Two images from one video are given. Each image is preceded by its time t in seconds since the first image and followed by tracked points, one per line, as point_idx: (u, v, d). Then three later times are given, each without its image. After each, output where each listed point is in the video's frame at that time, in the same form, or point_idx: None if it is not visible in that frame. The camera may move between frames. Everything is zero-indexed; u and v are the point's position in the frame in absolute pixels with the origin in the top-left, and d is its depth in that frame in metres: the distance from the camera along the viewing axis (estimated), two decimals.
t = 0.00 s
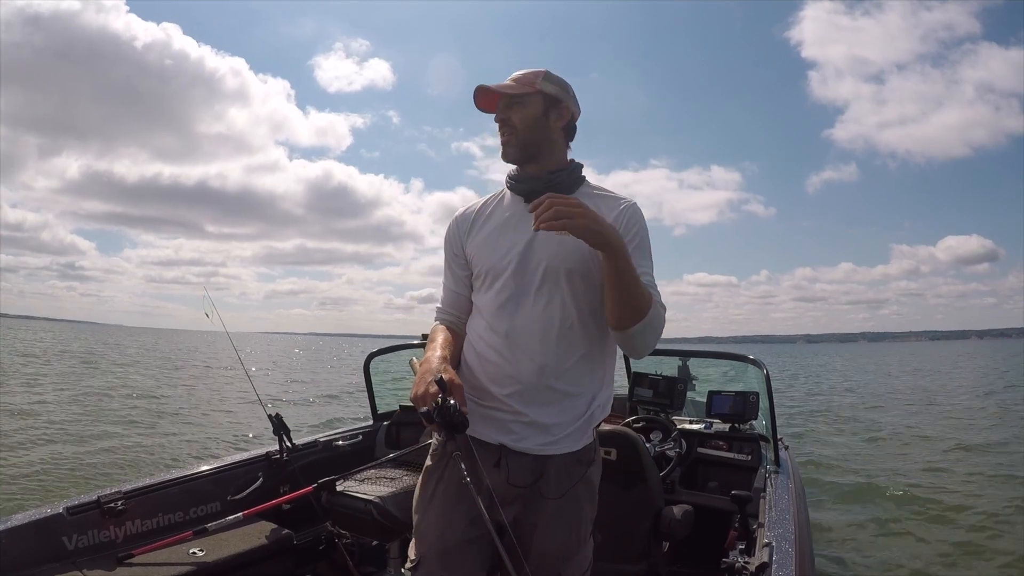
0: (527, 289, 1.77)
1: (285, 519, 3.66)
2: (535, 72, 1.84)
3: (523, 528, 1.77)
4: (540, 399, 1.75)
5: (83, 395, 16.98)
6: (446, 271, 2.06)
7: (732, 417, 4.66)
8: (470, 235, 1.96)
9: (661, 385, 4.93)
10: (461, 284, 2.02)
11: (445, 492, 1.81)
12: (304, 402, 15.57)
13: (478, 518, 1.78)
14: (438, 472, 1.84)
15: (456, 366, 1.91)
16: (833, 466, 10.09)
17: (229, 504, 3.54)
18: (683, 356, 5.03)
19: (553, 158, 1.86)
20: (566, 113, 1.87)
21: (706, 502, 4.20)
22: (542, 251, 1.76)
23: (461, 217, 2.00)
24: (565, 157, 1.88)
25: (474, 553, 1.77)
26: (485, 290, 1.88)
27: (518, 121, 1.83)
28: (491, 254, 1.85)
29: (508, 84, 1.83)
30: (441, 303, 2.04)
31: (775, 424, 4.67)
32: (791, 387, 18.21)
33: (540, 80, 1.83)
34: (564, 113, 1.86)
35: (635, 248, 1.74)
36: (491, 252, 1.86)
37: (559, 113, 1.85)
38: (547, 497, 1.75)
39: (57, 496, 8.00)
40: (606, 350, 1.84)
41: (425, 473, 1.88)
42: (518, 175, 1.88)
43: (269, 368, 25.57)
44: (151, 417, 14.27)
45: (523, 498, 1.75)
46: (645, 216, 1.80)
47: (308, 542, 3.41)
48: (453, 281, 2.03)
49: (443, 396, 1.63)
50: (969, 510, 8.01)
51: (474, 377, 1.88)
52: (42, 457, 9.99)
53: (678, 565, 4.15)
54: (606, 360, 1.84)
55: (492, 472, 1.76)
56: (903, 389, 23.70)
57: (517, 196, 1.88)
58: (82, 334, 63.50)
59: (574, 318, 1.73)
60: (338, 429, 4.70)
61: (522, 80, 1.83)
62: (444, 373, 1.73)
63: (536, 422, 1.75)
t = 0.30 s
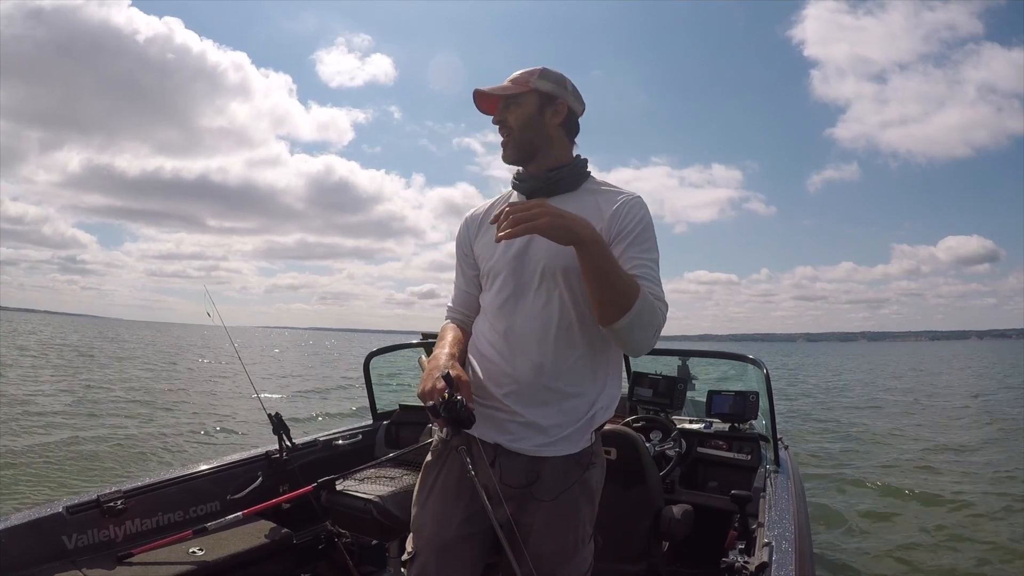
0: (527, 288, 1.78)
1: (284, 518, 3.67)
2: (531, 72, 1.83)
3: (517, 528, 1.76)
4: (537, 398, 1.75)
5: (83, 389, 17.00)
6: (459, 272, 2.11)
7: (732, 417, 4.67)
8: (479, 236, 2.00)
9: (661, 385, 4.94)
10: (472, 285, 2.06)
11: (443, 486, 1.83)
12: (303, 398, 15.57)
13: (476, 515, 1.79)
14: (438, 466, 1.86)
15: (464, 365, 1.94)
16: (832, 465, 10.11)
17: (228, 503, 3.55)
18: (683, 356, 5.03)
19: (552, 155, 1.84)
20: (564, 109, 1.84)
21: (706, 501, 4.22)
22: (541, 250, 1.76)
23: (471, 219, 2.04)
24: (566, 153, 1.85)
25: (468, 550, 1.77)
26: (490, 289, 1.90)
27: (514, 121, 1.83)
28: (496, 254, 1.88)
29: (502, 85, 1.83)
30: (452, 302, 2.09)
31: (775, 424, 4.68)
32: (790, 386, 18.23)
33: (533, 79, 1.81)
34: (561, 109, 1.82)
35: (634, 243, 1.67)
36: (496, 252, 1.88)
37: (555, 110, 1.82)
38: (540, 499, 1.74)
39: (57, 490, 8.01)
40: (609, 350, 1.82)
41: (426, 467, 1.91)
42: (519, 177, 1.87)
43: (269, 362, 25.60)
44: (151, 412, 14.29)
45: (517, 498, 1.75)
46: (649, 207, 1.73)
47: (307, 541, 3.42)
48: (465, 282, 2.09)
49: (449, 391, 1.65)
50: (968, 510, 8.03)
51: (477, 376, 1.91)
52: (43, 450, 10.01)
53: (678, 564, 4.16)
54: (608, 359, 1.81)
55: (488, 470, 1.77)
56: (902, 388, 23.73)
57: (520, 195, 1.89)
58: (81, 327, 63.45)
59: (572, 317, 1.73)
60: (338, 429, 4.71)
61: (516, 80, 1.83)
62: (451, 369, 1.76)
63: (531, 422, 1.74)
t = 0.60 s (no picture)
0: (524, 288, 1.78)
1: (285, 518, 3.68)
2: (507, 77, 1.85)
3: (511, 529, 1.75)
4: (531, 400, 1.76)
5: (84, 387, 16.99)
6: (462, 271, 2.12)
7: (732, 417, 4.67)
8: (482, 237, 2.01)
9: (661, 385, 4.95)
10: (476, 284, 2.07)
11: (440, 485, 1.83)
12: (303, 396, 15.58)
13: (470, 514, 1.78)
14: (435, 464, 1.87)
15: (466, 364, 1.94)
16: (833, 465, 10.10)
17: (228, 504, 3.56)
18: (683, 355, 5.03)
19: (535, 155, 1.83)
20: (541, 105, 1.81)
21: (706, 502, 4.22)
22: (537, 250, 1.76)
23: (475, 218, 2.05)
24: (550, 152, 1.82)
25: (462, 548, 1.77)
26: (489, 289, 1.91)
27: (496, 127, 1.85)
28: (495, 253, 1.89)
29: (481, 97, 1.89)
30: (456, 302, 2.10)
31: (775, 424, 4.68)
32: (791, 385, 18.23)
33: (506, 84, 1.83)
34: (534, 106, 1.80)
35: (628, 242, 1.65)
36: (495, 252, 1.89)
37: (528, 108, 1.80)
38: (533, 500, 1.73)
39: (57, 488, 8.01)
40: (607, 353, 1.80)
41: (424, 466, 1.92)
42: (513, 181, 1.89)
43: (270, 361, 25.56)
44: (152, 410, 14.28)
45: (511, 498, 1.75)
46: (648, 205, 1.70)
47: (308, 541, 3.43)
48: (469, 281, 2.10)
49: (452, 391, 1.65)
50: (968, 510, 8.03)
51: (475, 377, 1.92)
52: (43, 449, 10.00)
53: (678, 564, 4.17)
54: (605, 361, 1.80)
55: (479, 470, 1.76)
56: (903, 388, 23.70)
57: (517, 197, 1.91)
58: (81, 325, 63.47)
59: (567, 319, 1.72)
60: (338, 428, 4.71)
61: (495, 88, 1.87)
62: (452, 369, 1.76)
63: (525, 424, 1.74)
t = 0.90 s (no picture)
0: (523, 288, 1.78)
1: (285, 518, 3.68)
2: (507, 77, 1.83)
3: (511, 528, 1.75)
4: (530, 400, 1.76)
5: (83, 388, 16.96)
6: (464, 274, 2.13)
7: (732, 417, 4.67)
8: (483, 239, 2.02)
9: (662, 385, 4.95)
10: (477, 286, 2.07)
11: (440, 484, 1.83)
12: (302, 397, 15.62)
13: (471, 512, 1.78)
14: (435, 463, 1.87)
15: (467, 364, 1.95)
16: (833, 466, 10.10)
17: (229, 504, 3.56)
18: (683, 355, 5.03)
19: (541, 157, 1.84)
20: (546, 108, 1.81)
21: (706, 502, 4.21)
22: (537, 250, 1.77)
23: (476, 221, 2.06)
24: (554, 154, 1.84)
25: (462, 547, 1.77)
26: (489, 291, 1.91)
27: (500, 129, 1.83)
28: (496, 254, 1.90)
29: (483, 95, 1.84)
30: (457, 305, 2.11)
31: (776, 424, 4.68)
32: (791, 387, 18.22)
33: (510, 84, 1.81)
34: (541, 110, 1.80)
35: (625, 241, 1.65)
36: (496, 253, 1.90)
37: (535, 111, 1.80)
38: (534, 498, 1.73)
39: (56, 488, 8.03)
40: (606, 352, 1.80)
41: (424, 465, 1.92)
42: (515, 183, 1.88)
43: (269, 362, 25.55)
44: (152, 411, 14.26)
45: (511, 497, 1.75)
46: (645, 204, 1.70)
47: (308, 541, 3.43)
48: (469, 284, 2.10)
49: (452, 389, 1.65)
50: (969, 511, 8.03)
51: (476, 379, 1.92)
52: (42, 449, 9.99)
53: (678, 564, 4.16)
54: (604, 361, 1.80)
55: (479, 469, 1.76)
56: (903, 390, 23.67)
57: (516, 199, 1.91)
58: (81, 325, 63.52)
59: (565, 319, 1.73)
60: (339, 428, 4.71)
61: (497, 86, 1.83)
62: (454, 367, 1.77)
63: (525, 423, 1.75)
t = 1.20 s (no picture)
0: (526, 287, 1.77)
1: (285, 518, 3.67)
2: (547, 75, 1.86)
3: (520, 527, 1.76)
4: (540, 398, 1.75)
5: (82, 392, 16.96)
6: (449, 273, 2.10)
7: (732, 416, 4.66)
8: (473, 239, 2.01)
9: (662, 384, 4.95)
10: (465, 286, 2.05)
11: (446, 491, 1.82)
12: (301, 400, 15.63)
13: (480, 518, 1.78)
14: (439, 470, 1.85)
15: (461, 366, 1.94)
16: (833, 468, 10.10)
17: (228, 503, 3.55)
18: (683, 355, 5.03)
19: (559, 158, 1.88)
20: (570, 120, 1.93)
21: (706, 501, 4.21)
22: (541, 249, 1.76)
23: (464, 220, 2.04)
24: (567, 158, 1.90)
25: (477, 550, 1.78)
26: (485, 290, 1.90)
27: (535, 123, 1.82)
28: (493, 254, 1.88)
29: (526, 81, 1.82)
30: (444, 305, 2.07)
31: (775, 423, 4.67)
32: (791, 389, 18.23)
33: (552, 82, 1.85)
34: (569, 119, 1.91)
35: (631, 244, 1.68)
36: (493, 253, 1.88)
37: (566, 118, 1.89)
38: (544, 496, 1.74)
39: (56, 492, 8.05)
40: (606, 349, 1.82)
41: (426, 472, 1.89)
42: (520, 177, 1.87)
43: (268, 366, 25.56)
44: (151, 415, 14.27)
45: (521, 496, 1.75)
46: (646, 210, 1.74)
47: (308, 541, 3.42)
48: (456, 283, 2.07)
49: (452, 396, 1.64)
50: (969, 512, 8.03)
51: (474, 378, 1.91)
52: (41, 453, 9.98)
53: (678, 564, 4.15)
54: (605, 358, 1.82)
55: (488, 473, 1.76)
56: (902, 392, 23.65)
57: (513, 196, 1.90)
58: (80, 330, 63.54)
59: (572, 317, 1.72)
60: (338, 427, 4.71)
61: (539, 79, 1.84)
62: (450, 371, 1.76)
63: (536, 421, 1.74)
